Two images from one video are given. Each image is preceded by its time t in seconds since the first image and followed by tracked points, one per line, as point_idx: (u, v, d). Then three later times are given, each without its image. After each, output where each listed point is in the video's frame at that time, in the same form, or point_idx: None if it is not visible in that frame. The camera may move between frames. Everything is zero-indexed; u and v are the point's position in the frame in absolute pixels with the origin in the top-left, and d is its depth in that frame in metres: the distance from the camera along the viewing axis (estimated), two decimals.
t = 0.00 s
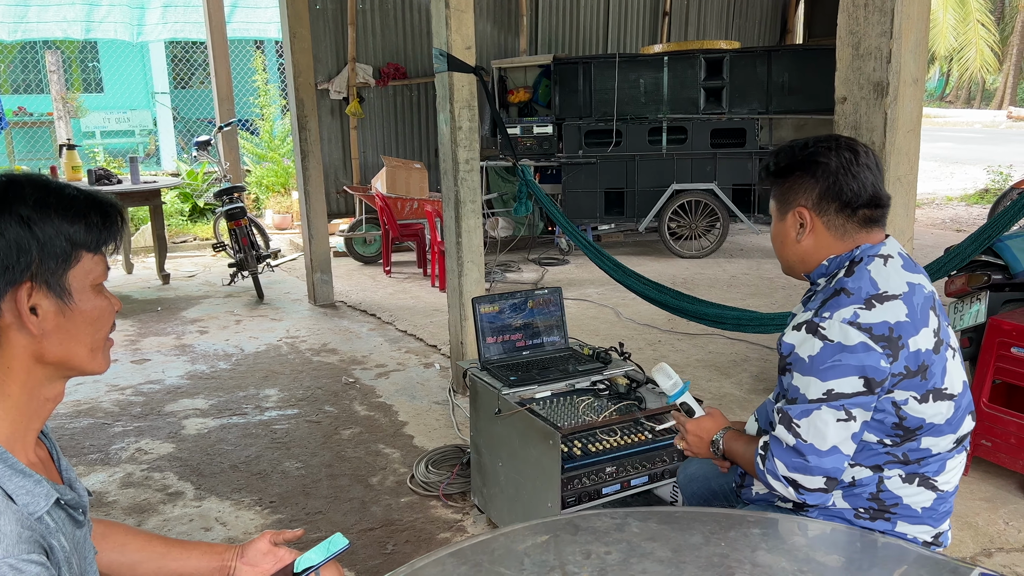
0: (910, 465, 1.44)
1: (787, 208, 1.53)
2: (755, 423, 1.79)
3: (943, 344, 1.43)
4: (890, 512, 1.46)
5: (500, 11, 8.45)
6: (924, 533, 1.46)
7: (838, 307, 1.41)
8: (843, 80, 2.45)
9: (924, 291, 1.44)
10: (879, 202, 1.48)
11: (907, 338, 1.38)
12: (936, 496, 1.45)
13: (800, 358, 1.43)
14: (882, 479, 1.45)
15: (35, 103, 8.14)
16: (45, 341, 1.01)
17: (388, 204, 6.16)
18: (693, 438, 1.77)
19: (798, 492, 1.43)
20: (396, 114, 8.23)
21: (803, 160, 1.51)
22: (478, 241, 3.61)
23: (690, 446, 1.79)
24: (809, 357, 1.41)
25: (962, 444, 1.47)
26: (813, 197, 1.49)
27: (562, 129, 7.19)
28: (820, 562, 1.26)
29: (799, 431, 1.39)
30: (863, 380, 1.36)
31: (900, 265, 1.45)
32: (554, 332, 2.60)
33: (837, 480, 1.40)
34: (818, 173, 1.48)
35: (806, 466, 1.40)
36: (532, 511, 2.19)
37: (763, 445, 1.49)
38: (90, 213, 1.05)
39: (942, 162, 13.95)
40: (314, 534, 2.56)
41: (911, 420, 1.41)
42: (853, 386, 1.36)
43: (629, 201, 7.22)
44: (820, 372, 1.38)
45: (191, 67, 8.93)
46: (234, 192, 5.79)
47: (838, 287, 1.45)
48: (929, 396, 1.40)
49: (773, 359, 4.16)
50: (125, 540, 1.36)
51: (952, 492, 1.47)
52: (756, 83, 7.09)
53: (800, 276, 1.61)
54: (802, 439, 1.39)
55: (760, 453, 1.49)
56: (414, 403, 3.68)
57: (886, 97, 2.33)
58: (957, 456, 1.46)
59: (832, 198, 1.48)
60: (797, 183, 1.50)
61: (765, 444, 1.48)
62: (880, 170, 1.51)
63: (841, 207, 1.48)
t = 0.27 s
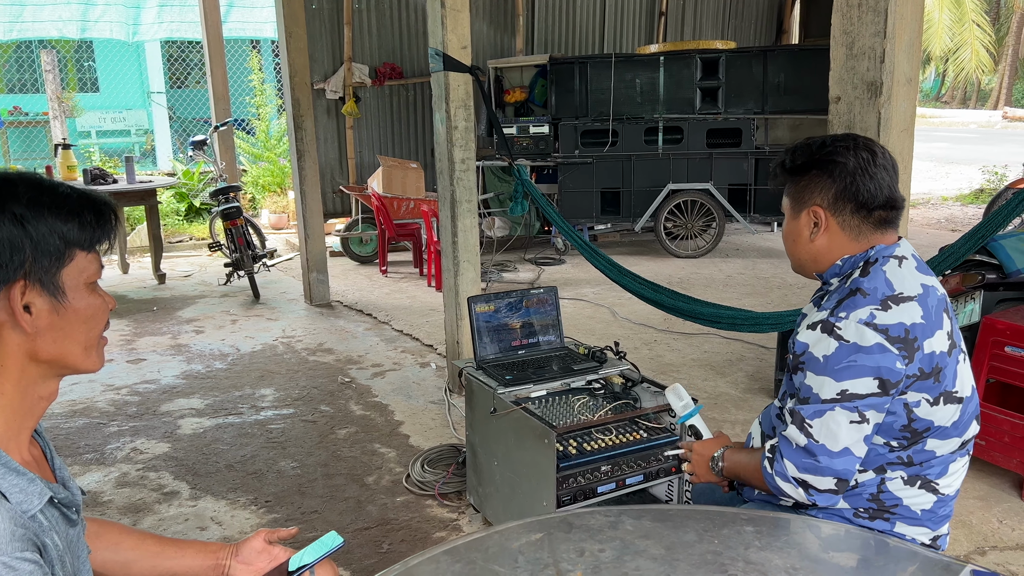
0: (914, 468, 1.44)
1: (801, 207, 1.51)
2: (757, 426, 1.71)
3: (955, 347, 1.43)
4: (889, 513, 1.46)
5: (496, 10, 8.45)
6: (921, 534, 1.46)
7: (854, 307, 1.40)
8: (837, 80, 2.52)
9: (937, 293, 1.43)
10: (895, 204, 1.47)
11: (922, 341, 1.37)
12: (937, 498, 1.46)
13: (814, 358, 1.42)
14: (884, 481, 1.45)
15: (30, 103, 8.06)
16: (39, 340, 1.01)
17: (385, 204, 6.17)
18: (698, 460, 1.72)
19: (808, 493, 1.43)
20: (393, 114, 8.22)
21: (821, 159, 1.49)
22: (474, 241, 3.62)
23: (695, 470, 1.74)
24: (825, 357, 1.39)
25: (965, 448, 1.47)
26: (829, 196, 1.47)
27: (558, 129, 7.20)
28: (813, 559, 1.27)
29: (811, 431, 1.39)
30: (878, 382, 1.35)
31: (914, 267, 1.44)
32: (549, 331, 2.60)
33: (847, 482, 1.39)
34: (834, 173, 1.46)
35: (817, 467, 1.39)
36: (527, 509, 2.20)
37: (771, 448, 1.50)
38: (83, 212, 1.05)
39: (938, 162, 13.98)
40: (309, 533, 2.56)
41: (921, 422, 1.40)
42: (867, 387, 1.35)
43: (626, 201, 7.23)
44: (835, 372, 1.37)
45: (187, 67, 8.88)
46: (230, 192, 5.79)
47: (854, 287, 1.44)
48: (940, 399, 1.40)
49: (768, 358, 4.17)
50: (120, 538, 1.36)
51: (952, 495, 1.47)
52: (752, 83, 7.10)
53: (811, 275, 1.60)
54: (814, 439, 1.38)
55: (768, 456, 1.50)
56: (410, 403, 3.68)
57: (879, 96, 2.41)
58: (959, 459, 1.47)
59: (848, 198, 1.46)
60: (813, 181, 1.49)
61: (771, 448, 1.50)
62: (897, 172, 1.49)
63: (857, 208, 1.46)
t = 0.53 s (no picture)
0: (910, 463, 1.45)
1: (804, 205, 1.52)
2: (755, 424, 1.71)
3: (955, 344, 1.44)
4: (884, 505, 1.47)
5: (493, 10, 8.46)
6: (915, 529, 1.47)
7: (856, 303, 1.40)
8: (832, 80, 2.54)
9: (938, 291, 1.43)
10: (895, 202, 1.47)
11: (922, 337, 1.38)
12: (932, 493, 1.47)
13: (815, 352, 1.42)
14: (880, 476, 1.46)
15: (27, 102, 8.09)
16: (34, 339, 1.01)
17: (382, 204, 6.17)
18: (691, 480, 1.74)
19: (806, 487, 1.44)
20: (390, 114, 8.22)
21: (822, 158, 1.49)
22: (471, 240, 3.62)
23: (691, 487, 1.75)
24: (825, 352, 1.40)
25: (961, 445, 1.48)
26: (831, 195, 1.48)
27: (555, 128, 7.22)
28: (808, 557, 1.28)
29: (810, 425, 1.39)
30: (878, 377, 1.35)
31: (917, 265, 1.44)
32: (546, 330, 2.60)
33: (844, 476, 1.40)
34: (836, 171, 1.47)
35: (814, 460, 1.40)
36: (523, 507, 2.20)
37: (768, 445, 1.50)
38: (78, 211, 1.05)
39: (934, 162, 14.00)
40: (306, 532, 2.57)
41: (919, 418, 1.41)
42: (867, 382, 1.36)
43: (623, 201, 7.23)
44: (835, 366, 1.38)
45: (184, 66, 8.86)
46: (227, 191, 5.79)
47: (855, 283, 1.44)
48: (939, 395, 1.41)
49: (765, 358, 4.18)
50: (116, 537, 1.37)
51: (947, 491, 1.48)
52: (749, 83, 7.11)
53: (812, 272, 1.60)
54: (812, 433, 1.39)
55: (765, 453, 1.51)
56: (407, 403, 3.68)
57: (874, 96, 2.43)
58: (955, 456, 1.47)
59: (850, 196, 1.47)
60: (815, 180, 1.49)
61: (768, 445, 1.51)
62: (898, 170, 1.49)
63: (859, 206, 1.47)
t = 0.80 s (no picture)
0: (901, 461, 1.46)
1: (795, 205, 1.52)
2: (751, 424, 1.67)
3: (945, 342, 1.44)
4: (877, 504, 1.48)
5: (492, 10, 8.46)
6: (908, 528, 1.48)
7: (844, 301, 1.41)
8: (830, 80, 2.55)
9: (928, 289, 1.43)
10: (887, 201, 1.48)
11: (911, 335, 1.38)
12: (923, 491, 1.47)
13: (803, 349, 1.43)
14: (872, 474, 1.47)
15: (25, 101, 8.14)
16: (33, 338, 1.01)
17: (380, 204, 6.17)
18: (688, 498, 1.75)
19: (796, 485, 1.44)
20: (388, 113, 8.22)
21: (813, 159, 1.50)
22: (469, 240, 3.62)
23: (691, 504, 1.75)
24: (813, 349, 1.41)
25: (954, 443, 1.48)
26: (822, 194, 1.48)
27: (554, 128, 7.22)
28: (804, 556, 1.28)
29: (798, 422, 1.40)
30: (864, 374, 1.36)
31: (907, 263, 1.45)
32: (544, 329, 2.61)
33: (833, 473, 1.41)
34: (827, 171, 1.47)
35: (803, 457, 1.41)
36: (521, 506, 2.21)
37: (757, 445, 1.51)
38: (78, 211, 1.05)
39: (933, 161, 14.02)
40: (304, 531, 2.57)
41: (908, 415, 1.42)
42: (854, 379, 1.37)
43: (621, 201, 7.24)
44: (822, 363, 1.39)
45: (183, 66, 8.88)
46: (226, 191, 5.80)
47: (845, 282, 1.44)
48: (928, 393, 1.41)
49: (762, 357, 4.19)
50: (115, 536, 1.37)
51: (939, 490, 1.49)
52: (747, 83, 7.13)
53: (806, 272, 1.60)
54: (800, 430, 1.40)
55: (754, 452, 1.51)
56: (406, 402, 3.69)
57: (871, 96, 2.44)
58: (948, 454, 1.47)
59: (841, 196, 1.47)
60: (806, 180, 1.50)
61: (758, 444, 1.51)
62: (889, 170, 1.50)
63: (850, 205, 1.47)
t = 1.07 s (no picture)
0: (899, 461, 1.46)
1: (790, 207, 1.52)
2: (747, 426, 1.67)
3: (943, 343, 1.44)
4: (875, 505, 1.48)
5: (491, 10, 8.47)
6: (906, 528, 1.48)
7: (843, 301, 1.41)
8: (829, 80, 2.55)
9: (926, 289, 1.44)
10: (881, 201, 1.48)
11: (909, 335, 1.39)
12: (922, 491, 1.48)
13: (801, 350, 1.43)
14: (870, 475, 1.47)
15: (24, 101, 8.13)
16: (33, 338, 1.01)
17: (379, 204, 6.17)
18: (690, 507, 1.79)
19: (793, 485, 1.45)
20: (387, 113, 8.22)
21: (807, 160, 1.50)
22: (468, 240, 3.63)
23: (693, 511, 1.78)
24: (811, 350, 1.41)
25: (951, 443, 1.48)
26: (816, 195, 1.48)
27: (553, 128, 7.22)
28: (803, 555, 1.28)
29: (796, 423, 1.40)
30: (862, 375, 1.37)
31: (904, 263, 1.45)
32: (543, 329, 2.61)
33: (830, 473, 1.41)
34: (821, 172, 1.47)
35: (800, 458, 1.41)
36: (520, 506, 2.21)
37: (754, 446, 1.51)
38: (78, 211, 1.05)
39: (932, 161, 14.03)
40: (303, 531, 2.57)
41: (907, 416, 1.42)
42: (852, 380, 1.37)
43: (620, 201, 7.24)
44: (820, 364, 1.39)
45: (181, 66, 8.85)
46: (225, 191, 5.81)
47: (843, 282, 1.44)
48: (927, 393, 1.41)
49: (761, 357, 4.19)
50: (114, 536, 1.37)
51: (937, 489, 1.49)
52: (746, 83, 7.13)
53: (802, 273, 1.60)
54: (798, 430, 1.40)
55: (751, 454, 1.51)
56: (405, 402, 3.69)
57: (870, 96, 2.44)
58: (945, 454, 1.48)
59: (835, 196, 1.47)
60: (801, 182, 1.50)
61: (755, 446, 1.52)
62: (882, 169, 1.50)
63: (844, 206, 1.47)
